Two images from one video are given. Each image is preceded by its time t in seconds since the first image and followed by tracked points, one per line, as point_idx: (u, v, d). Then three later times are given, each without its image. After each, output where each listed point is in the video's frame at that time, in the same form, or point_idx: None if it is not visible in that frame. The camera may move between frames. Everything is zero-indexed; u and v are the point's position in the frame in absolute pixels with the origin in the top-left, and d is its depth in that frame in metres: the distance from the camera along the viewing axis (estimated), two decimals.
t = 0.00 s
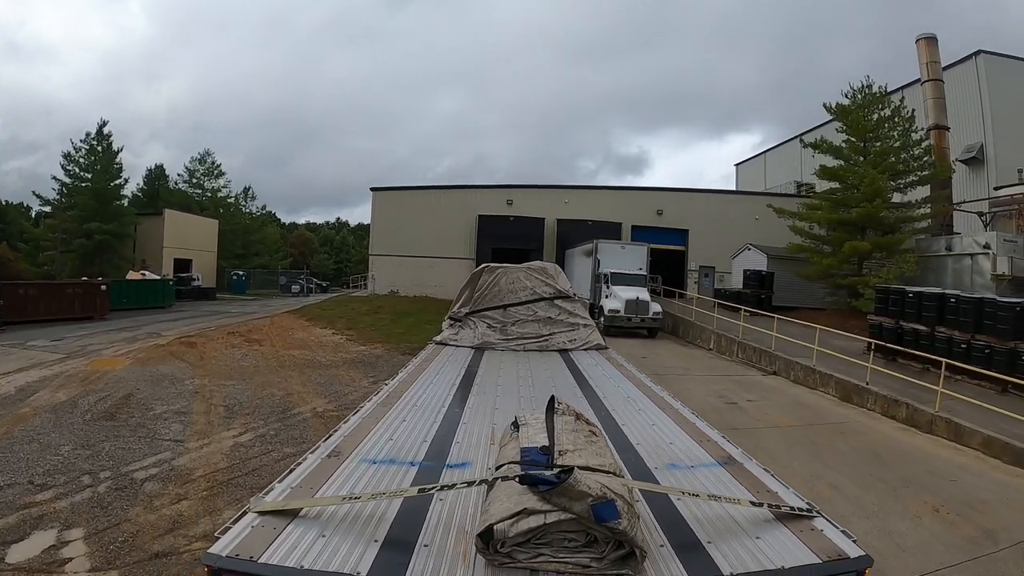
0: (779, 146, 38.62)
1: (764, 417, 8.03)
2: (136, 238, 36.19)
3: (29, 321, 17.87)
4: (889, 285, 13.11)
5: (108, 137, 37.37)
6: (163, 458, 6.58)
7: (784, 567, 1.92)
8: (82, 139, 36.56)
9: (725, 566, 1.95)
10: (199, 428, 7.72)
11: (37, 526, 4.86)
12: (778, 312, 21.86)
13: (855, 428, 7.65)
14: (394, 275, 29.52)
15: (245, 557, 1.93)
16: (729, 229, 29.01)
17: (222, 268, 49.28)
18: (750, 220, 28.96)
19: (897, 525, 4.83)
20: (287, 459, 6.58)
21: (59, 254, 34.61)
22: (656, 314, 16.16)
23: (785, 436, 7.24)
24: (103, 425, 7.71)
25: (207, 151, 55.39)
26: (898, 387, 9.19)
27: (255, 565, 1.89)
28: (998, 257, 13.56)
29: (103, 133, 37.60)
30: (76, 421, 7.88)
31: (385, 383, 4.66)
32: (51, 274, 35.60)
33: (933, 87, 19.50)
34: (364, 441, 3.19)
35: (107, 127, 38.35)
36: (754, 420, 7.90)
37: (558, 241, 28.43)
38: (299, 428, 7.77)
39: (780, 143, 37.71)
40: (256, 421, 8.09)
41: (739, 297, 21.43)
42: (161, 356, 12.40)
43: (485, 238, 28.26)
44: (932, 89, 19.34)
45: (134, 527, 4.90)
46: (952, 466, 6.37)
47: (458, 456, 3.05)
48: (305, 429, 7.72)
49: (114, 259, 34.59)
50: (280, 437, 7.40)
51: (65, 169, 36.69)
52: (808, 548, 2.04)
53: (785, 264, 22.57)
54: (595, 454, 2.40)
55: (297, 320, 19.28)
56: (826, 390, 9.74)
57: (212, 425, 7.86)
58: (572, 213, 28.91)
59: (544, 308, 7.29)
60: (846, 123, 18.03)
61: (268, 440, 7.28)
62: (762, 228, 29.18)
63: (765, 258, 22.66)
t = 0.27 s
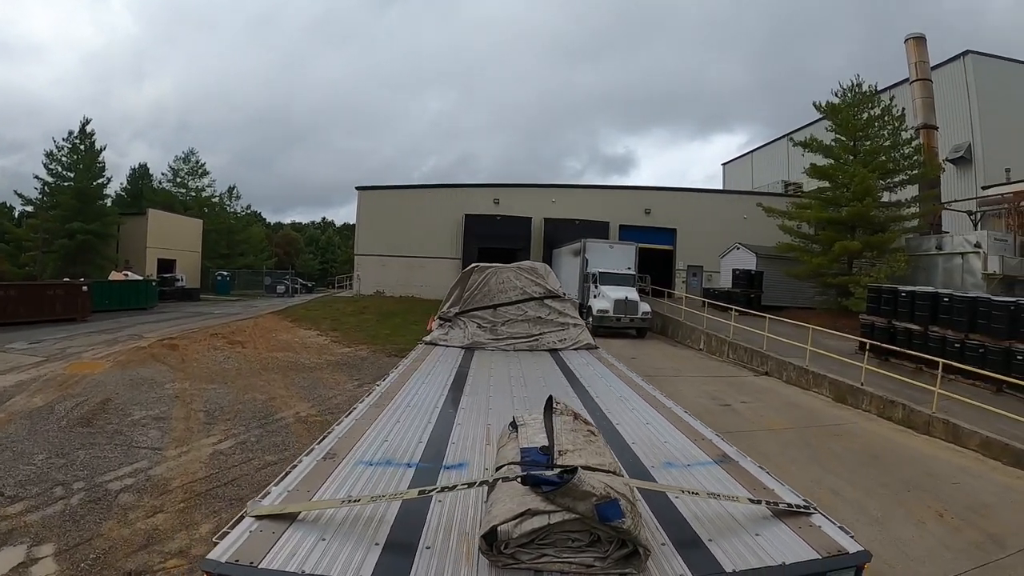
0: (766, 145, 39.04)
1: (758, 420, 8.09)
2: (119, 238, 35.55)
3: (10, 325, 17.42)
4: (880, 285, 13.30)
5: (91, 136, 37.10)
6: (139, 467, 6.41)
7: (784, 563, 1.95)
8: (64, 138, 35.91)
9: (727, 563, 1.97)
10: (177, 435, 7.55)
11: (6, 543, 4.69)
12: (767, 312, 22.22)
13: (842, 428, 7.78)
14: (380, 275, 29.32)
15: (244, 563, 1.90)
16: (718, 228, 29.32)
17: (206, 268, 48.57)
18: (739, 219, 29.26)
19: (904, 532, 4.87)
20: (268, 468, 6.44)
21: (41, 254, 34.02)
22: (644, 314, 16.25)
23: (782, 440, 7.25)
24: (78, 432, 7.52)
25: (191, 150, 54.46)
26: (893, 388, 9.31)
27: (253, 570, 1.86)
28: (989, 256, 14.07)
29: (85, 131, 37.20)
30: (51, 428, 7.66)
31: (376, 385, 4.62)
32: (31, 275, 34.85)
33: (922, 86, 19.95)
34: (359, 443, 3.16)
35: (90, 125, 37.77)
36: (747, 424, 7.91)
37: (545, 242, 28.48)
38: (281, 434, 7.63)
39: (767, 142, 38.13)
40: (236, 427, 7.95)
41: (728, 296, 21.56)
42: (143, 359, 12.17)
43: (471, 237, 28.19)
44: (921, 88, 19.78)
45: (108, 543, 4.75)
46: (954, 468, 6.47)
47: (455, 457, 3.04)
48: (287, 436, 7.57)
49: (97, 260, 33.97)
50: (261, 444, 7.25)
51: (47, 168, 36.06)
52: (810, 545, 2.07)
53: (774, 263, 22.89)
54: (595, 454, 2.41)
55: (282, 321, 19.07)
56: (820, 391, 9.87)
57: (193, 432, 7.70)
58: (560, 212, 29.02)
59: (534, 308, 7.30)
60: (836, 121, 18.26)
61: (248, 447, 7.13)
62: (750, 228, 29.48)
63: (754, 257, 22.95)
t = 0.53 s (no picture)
0: (755, 145, 39.44)
1: (756, 423, 7.87)
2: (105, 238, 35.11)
3: None
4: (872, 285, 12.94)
5: (78, 135, 36.90)
6: (118, 477, 6.00)
7: (786, 560, 1.97)
8: (49, 137, 35.48)
9: (730, 560, 1.98)
10: (158, 442, 7.17)
11: None
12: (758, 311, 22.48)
13: (835, 428, 7.74)
14: (367, 276, 29.13)
15: (245, 567, 1.87)
16: (708, 228, 29.58)
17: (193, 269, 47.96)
18: (729, 220, 29.61)
19: (912, 540, 4.62)
20: (252, 476, 6.04)
21: (26, 254, 33.66)
22: (636, 315, 16.32)
23: (779, 443, 7.05)
24: (54, 440, 7.16)
25: (178, 149, 53.77)
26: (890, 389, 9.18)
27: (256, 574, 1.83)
28: (982, 256, 14.35)
29: (71, 130, 36.88)
30: (27, 435, 7.34)
31: (369, 386, 4.59)
32: (15, 275, 34.48)
33: (914, 86, 20.12)
34: (356, 444, 3.14)
35: (75, 124, 37.39)
36: (744, 427, 7.70)
37: (535, 242, 28.52)
38: (265, 441, 7.21)
39: (756, 142, 38.52)
40: (217, 433, 7.57)
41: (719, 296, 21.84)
42: (126, 361, 11.95)
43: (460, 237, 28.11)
44: (911, 88, 20.01)
45: (81, 559, 4.33)
46: (957, 472, 6.27)
47: (453, 458, 3.02)
48: (271, 442, 7.17)
49: (83, 261, 33.55)
50: (243, 451, 6.83)
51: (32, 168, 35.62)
52: (809, 541, 2.10)
53: (765, 263, 23.12)
54: (596, 453, 2.41)
55: (268, 322, 18.87)
56: (816, 392, 9.72)
57: (174, 439, 7.32)
58: (549, 212, 29.10)
59: (526, 308, 7.31)
60: (828, 121, 18.49)
61: (233, 454, 6.72)
62: (740, 228, 29.80)
63: (746, 257, 23.18)
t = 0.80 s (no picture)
0: (748, 145, 39.66)
1: (755, 425, 7.54)
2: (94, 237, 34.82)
3: None
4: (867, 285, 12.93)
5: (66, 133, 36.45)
6: (96, 485, 5.63)
7: (788, 557, 1.99)
8: (37, 135, 35.10)
9: (731, 558, 2.00)
10: (138, 448, 6.74)
11: None
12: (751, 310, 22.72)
13: (832, 427, 7.60)
14: (356, 276, 28.93)
15: (246, 570, 1.85)
16: (700, 227, 29.79)
17: (181, 269, 47.33)
18: (722, 219, 29.86)
19: (919, 548, 4.33)
20: (235, 486, 5.67)
21: (13, 255, 33.52)
22: (628, 315, 16.39)
23: (777, 446, 6.75)
24: (35, 445, 6.75)
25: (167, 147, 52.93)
26: (890, 391, 8.97)
27: None
28: (978, 256, 14.33)
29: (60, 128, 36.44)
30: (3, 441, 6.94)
31: (363, 387, 4.56)
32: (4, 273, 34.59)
33: (907, 86, 20.00)
34: (354, 445, 3.12)
35: (63, 122, 36.79)
36: (742, 428, 7.41)
37: (526, 241, 28.52)
38: (249, 447, 6.81)
39: (748, 142, 38.74)
40: (199, 439, 7.16)
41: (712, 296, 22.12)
42: (110, 364, 11.74)
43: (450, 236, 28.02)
44: (906, 88, 19.88)
45: None
46: (961, 478, 5.93)
47: (451, 459, 3.02)
48: (255, 448, 6.78)
49: (68, 260, 33.43)
50: (226, 458, 6.44)
51: (19, 166, 35.18)
52: (809, 538, 2.12)
53: (759, 263, 23.39)
54: (597, 453, 2.41)
55: (256, 323, 18.67)
56: (813, 394, 9.43)
57: (156, 445, 6.91)
58: (540, 211, 29.13)
59: (519, 308, 7.32)
60: (823, 120, 18.67)
61: (216, 461, 6.36)
62: (734, 226, 30.05)
63: (738, 257, 23.41)
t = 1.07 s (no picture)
0: (742, 145, 39.89)
1: (756, 429, 7.36)
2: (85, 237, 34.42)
3: None
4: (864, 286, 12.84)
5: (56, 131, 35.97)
6: (76, 493, 5.24)
7: (788, 555, 2.01)
8: (28, 133, 34.56)
9: (731, 556, 2.01)
10: (122, 453, 6.33)
11: None
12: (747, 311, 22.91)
13: (831, 429, 7.53)
14: (349, 276, 28.78)
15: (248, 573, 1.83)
16: (695, 228, 29.94)
17: (172, 269, 46.78)
18: (717, 219, 30.04)
19: (928, 557, 4.11)
20: (223, 493, 5.28)
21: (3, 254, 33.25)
22: (624, 315, 16.44)
23: (779, 451, 6.51)
24: (15, 450, 6.40)
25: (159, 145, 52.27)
26: (891, 393, 8.92)
27: None
28: (976, 257, 14.64)
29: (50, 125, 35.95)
30: None
31: (359, 387, 4.53)
32: None
33: (903, 86, 20.16)
34: (351, 446, 3.11)
35: (53, 119, 36.30)
36: (743, 433, 7.20)
37: (520, 240, 28.51)
38: (237, 453, 6.43)
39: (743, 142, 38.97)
40: (184, 443, 6.75)
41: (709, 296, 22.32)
42: (96, 366, 11.54)
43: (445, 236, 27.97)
44: (901, 88, 20.07)
45: None
46: (969, 485, 5.72)
47: (450, 459, 3.01)
48: (244, 453, 6.40)
49: (58, 260, 32.89)
50: (213, 464, 6.05)
51: (9, 164, 34.63)
52: (809, 536, 2.14)
53: (754, 264, 23.57)
54: (597, 453, 2.42)
55: (248, 324, 18.48)
56: (813, 397, 9.36)
57: (141, 449, 6.50)
58: (535, 211, 29.15)
59: (514, 308, 7.32)
60: (820, 119, 18.86)
61: (204, 467, 5.97)
62: (730, 226, 30.30)
63: (734, 258, 23.54)
